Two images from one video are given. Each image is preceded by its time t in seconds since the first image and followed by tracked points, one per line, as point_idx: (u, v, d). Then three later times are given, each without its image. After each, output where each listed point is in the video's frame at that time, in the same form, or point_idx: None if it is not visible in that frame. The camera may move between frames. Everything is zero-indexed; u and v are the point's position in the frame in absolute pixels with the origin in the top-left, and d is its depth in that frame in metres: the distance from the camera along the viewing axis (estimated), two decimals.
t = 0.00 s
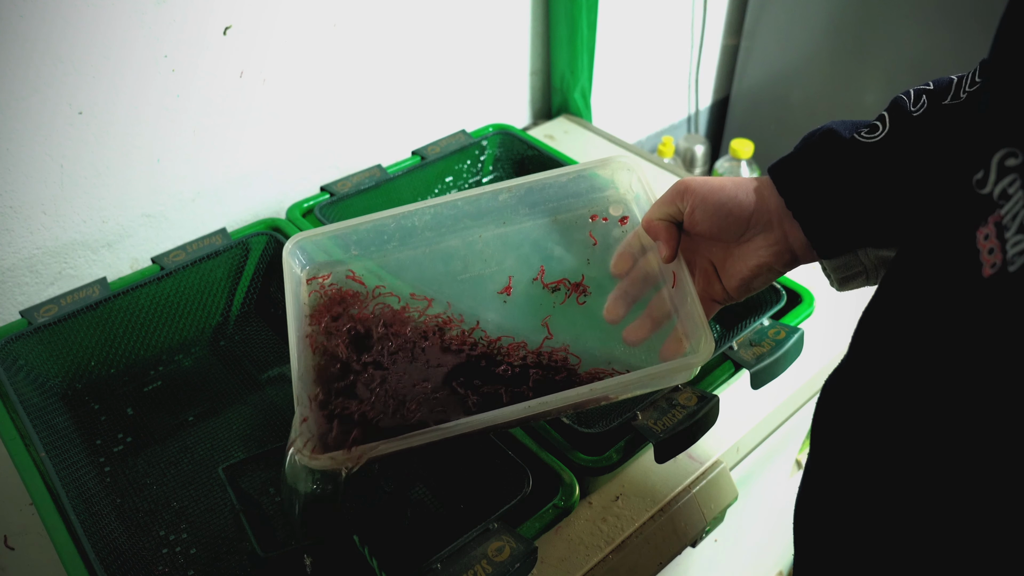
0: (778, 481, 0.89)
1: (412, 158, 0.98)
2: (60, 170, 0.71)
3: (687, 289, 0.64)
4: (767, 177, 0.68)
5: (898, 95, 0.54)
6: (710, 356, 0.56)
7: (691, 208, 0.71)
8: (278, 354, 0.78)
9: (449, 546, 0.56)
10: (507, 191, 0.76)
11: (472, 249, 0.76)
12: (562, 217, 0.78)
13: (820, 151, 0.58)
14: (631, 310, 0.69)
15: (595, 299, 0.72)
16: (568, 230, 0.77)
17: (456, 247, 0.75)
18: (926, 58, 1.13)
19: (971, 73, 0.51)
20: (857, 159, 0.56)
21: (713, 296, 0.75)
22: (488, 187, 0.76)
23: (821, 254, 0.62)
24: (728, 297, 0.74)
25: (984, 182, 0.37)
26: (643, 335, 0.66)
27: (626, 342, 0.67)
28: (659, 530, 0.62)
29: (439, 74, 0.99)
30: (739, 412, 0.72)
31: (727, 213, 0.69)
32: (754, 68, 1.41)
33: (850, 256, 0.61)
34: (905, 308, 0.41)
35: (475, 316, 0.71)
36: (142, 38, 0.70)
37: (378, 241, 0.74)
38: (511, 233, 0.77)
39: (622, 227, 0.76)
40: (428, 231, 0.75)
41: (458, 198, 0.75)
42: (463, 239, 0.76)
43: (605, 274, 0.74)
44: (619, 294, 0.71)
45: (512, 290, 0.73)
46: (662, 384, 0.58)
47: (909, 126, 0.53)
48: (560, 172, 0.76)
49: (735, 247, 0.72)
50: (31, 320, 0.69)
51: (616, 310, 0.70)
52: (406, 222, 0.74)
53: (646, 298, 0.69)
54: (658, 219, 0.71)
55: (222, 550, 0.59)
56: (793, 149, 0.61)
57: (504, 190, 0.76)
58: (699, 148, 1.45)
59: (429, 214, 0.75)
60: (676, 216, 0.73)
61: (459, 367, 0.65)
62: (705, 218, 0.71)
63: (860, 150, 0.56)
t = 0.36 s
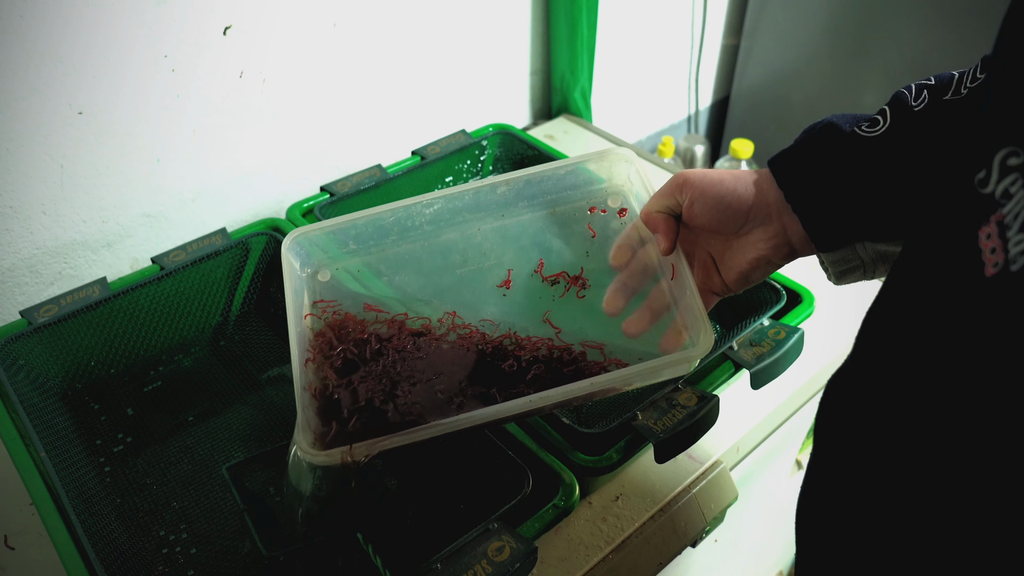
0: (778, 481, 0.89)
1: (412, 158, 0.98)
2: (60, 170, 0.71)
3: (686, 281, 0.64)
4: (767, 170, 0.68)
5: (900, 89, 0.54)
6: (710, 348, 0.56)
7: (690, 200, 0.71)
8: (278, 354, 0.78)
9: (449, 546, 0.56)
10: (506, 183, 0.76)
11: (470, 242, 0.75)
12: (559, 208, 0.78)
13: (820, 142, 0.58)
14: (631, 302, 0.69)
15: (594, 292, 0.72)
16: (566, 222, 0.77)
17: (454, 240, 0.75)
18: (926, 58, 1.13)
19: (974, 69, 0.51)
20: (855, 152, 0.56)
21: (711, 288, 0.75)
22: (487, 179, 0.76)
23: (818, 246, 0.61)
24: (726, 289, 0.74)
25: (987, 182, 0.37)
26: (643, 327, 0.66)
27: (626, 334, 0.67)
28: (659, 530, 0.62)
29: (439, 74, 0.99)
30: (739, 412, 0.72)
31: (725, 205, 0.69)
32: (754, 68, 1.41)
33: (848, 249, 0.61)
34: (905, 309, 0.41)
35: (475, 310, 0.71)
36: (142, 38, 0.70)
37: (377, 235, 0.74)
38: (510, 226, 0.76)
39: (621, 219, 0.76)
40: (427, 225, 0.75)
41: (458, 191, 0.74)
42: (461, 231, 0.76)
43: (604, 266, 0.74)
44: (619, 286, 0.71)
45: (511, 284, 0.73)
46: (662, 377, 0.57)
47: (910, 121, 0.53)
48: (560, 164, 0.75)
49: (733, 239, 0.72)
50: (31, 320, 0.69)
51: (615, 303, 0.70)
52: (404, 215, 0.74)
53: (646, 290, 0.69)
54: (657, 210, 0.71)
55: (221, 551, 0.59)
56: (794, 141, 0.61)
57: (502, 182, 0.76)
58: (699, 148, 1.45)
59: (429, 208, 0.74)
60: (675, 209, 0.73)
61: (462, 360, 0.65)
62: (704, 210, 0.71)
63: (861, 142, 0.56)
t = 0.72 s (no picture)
0: (778, 480, 0.89)
1: (412, 158, 0.98)
2: (60, 170, 0.71)
3: (684, 267, 0.64)
4: (767, 156, 0.67)
5: (904, 78, 0.55)
6: (709, 337, 0.56)
7: (688, 188, 0.70)
8: (279, 354, 0.78)
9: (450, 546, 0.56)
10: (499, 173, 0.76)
11: (466, 232, 0.75)
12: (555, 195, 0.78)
13: (821, 128, 0.59)
14: (630, 289, 0.69)
15: (593, 280, 0.72)
16: (562, 208, 0.77)
17: (450, 231, 0.75)
18: (926, 59, 1.13)
19: (976, 59, 0.50)
20: (856, 139, 0.56)
21: (710, 271, 0.76)
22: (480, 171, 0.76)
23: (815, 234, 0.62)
24: (724, 272, 0.75)
25: (996, 184, 0.37)
26: (642, 314, 0.66)
27: (625, 321, 0.67)
28: (659, 530, 0.62)
29: (439, 75, 0.99)
30: (739, 412, 0.72)
31: (724, 192, 0.69)
32: (754, 68, 1.41)
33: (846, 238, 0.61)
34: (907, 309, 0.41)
35: (475, 303, 0.71)
36: (142, 38, 0.70)
37: (372, 229, 0.74)
38: (505, 214, 0.76)
39: (617, 203, 0.76)
40: (423, 217, 0.75)
41: (451, 183, 0.75)
42: (457, 221, 0.76)
43: (601, 252, 0.74)
44: (617, 274, 0.70)
45: (510, 275, 0.72)
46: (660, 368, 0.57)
47: (912, 109, 0.52)
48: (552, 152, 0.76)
49: (731, 225, 0.72)
50: (31, 320, 0.69)
51: (614, 291, 0.70)
52: (399, 208, 0.74)
53: (644, 276, 0.69)
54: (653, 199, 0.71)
55: (221, 551, 0.59)
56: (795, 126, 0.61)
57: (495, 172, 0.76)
58: (699, 148, 1.45)
59: (423, 200, 0.75)
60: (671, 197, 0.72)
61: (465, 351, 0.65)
62: (702, 197, 0.71)
63: (862, 130, 0.55)
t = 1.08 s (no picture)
0: (778, 481, 0.89)
1: (412, 158, 0.98)
2: (60, 170, 0.71)
3: (683, 252, 0.64)
4: (769, 141, 0.68)
5: (910, 63, 0.55)
6: (710, 325, 0.58)
7: (688, 172, 0.71)
8: (279, 354, 0.78)
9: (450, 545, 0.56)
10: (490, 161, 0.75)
11: (459, 220, 0.73)
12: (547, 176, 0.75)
13: (825, 111, 0.58)
14: (629, 272, 0.68)
15: (592, 265, 0.71)
16: (556, 191, 0.74)
17: (443, 220, 0.73)
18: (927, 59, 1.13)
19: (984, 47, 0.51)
20: (861, 122, 0.55)
21: (706, 252, 0.77)
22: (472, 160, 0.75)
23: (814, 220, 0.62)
24: (721, 253, 0.76)
25: (1011, 185, 0.37)
26: (640, 299, 0.65)
27: (625, 305, 0.66)
28: (659, 530, 0.62)
29: (439, 74, 0.99)
30: (739, 412, 0.72)
31: (724, 176, 0.70)
32: (754, 68, 1.41)
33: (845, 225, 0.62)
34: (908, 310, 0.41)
35: (473, 294, 0.70)
36: (143, 38, 0.70)
37: (365, 224, 0.73)
38: (498, 200, 0.74)
39: (613, 183, 0.73)
40: (415, 207, 0.74)
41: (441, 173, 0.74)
42: (449, 210, 0.74)
43: (598, 235, 0.72)
44: (613, 256, 0.69)
45: (506, 264, 0.72)
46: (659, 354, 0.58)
47: (920, 94, 0.53)
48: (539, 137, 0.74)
49: (730, 208, 0.72)
50: (31, 320, 0.69)
51: (611, 274, 0.69)
52: (391, 203, 0.73)
53: (642, 258, 0.68)
54: (652, 181, 0.71)
55: (221, 550, 0.59)
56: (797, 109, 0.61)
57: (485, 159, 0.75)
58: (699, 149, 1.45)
59: (413, 192, 0.74)
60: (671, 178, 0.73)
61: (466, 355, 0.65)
62: (702, 180, 0.71)
63: (868, 114, 0.55)
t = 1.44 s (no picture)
0: (778, 481, 0.89)
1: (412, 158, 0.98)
2: (61, 170, 0.71)
3: (674, 231, 0.65)
4: (767, 123, 0.67)
5: (918, 46, 0.54)
6: (705, 309, 0.60)
7: (683, 155, 0.71)
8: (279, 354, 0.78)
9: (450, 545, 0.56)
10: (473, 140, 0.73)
11: (445, 203, 0.72)
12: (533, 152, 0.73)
13: (828, 92, 0.58)
14: (618, 250, 0.68)
15: (582, 245, 0.70)
16: (542, 168, 0.73)
17: (428, 201, 0.72)
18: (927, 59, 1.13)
19: (989, 34, 0.50)
20: (865, 106, 0.55)
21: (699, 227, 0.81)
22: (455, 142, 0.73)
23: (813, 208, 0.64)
24: (713, 228, 0.80)
25: None
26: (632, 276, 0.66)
27: (615, 285, 0.66)
28: (658, 530, 0.62)
29: (439, 75, 0.99)
30: (739, 412, 0.72)
31: (720, 159, 0.70)
32: (754, 68, 1.41)
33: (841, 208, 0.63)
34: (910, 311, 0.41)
35: (464, 278, 0.69)
36: (143, 38, 0.70)
37: (348, 211, 0.71)
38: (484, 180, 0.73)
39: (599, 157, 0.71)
40: (399, 190, 0.72)
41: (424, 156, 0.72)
42: (435, 192, 0.72)
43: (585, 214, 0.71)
44: (602, 235, 0.69)
45: (495, 246, 0.70)
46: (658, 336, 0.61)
47: (924, 79, 0.52)
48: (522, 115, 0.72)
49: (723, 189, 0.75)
50: (31, 320, 0.69)
51: (601, 253, 0.68)
52: (373, 187, 0.71)
53: (631, 236, 0.68)
54: (644, 162, 0.71)
55: (221, 550, 0.59)
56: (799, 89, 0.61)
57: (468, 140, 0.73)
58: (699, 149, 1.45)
59: (396, 176, 0.72)
60: (667, 158, 0.73)
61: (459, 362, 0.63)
62: (698, 162, 0.71)
63: (872, 98, 0.55)
